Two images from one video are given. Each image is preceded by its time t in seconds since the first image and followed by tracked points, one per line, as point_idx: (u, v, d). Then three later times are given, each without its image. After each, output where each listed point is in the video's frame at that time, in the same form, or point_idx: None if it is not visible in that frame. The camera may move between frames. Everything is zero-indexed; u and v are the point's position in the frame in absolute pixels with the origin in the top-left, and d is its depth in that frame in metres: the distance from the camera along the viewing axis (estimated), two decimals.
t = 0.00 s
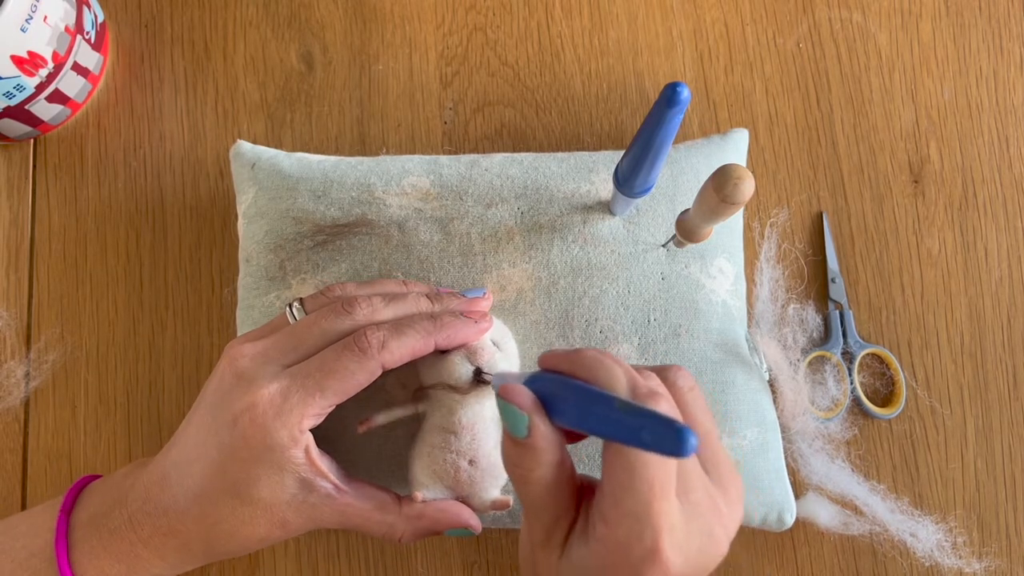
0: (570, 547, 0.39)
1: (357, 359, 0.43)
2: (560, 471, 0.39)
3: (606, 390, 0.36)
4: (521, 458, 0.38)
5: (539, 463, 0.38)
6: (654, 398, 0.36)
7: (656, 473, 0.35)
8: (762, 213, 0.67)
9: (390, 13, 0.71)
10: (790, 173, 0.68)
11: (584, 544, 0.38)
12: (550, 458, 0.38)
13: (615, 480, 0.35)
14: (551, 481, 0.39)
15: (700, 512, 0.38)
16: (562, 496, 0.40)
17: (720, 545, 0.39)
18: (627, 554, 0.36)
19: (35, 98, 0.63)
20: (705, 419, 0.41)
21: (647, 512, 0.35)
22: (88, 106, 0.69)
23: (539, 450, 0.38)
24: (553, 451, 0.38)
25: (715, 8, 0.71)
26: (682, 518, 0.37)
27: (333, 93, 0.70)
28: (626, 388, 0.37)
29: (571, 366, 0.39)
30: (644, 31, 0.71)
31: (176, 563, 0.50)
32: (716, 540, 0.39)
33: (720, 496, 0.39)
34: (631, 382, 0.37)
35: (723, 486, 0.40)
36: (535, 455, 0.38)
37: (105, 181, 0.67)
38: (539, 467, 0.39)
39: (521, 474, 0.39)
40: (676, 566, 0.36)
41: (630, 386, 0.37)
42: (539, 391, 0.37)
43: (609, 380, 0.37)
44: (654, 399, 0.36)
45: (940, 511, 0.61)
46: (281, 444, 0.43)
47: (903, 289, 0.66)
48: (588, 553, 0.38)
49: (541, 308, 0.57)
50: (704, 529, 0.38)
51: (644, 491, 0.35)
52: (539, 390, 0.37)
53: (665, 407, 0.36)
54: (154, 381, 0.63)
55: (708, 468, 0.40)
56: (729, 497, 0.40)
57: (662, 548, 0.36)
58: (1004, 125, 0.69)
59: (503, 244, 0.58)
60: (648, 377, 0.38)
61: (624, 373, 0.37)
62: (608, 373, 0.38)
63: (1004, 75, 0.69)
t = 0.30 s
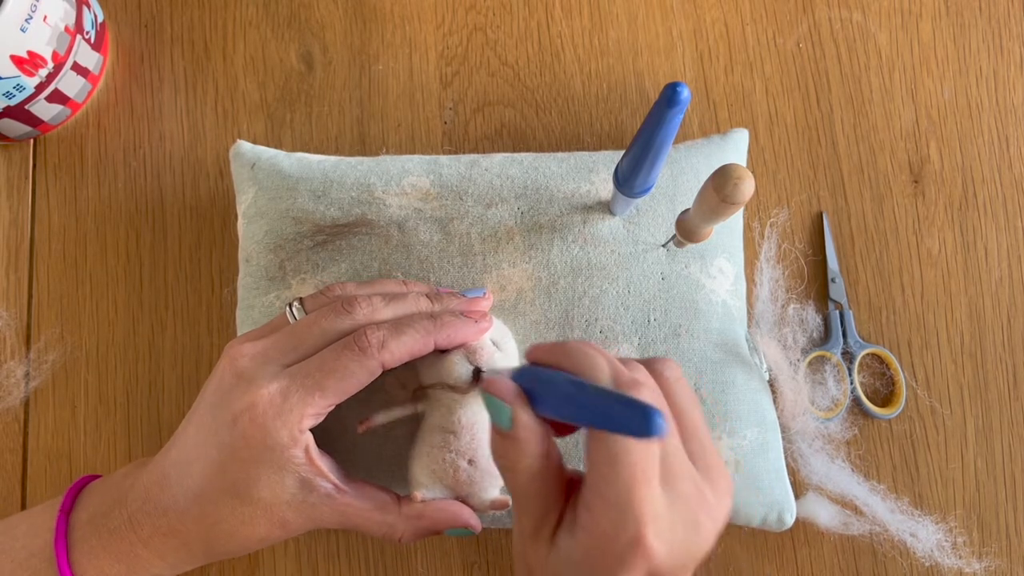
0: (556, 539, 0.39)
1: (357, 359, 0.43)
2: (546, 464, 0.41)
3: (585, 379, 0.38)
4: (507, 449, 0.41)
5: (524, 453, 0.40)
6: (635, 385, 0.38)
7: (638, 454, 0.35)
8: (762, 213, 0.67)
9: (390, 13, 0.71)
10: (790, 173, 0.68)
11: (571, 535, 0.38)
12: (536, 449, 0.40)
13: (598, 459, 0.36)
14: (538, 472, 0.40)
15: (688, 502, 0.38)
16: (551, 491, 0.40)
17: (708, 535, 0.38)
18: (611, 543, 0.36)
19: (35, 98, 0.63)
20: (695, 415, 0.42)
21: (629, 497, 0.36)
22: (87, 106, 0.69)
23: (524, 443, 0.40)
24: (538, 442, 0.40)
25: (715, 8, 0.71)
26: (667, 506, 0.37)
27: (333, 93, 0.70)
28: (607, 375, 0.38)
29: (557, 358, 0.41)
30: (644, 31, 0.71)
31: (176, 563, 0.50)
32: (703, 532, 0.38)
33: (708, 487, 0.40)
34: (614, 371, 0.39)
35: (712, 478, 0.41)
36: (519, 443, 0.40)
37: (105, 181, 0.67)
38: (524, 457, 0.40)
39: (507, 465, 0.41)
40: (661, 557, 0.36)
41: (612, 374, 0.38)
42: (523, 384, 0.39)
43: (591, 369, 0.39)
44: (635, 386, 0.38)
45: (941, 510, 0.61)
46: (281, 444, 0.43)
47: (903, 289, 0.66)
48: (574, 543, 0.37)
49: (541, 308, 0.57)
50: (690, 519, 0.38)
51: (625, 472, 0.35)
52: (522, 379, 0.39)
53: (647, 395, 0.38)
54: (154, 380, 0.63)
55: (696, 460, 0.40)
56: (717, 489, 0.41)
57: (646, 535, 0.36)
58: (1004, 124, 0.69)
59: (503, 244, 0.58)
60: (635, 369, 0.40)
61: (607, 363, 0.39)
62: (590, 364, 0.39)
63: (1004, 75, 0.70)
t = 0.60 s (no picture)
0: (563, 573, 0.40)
1: (357, 359, 0.43)
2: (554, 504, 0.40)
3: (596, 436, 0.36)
4: (514, 494, 0.40)
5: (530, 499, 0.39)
6: (648, 442, 0.36)
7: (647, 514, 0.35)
8: (762, 213, 0.67)
9: (390, 13, 0.71)
10: (790, 173, 0.68)
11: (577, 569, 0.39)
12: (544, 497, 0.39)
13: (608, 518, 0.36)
14: (544, 518, 0.40)
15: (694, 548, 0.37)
16: (557, 530, 0.40)
17: None
18: None
19: (35, 98, 0.63)
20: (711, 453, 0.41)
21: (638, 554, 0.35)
22: (87, 106, 0.69)
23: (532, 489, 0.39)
24: (547, 490, 0.39)
25: (715, 8, 0.71)
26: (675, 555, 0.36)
27: (332, 93, 0.70)
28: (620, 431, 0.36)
29: (569, 402, 0.38)
30: (644, 31, 0.71)
31: (176, 563, 0.50)
32: None
33: (718, 529, 0.39)
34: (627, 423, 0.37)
35: (723, 518, 0.39)
36: (527, 491, 0.39)
37: (105, 181, 0.67)
38: (532, 505, 0.39)
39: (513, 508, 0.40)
40: None
41: (625, 429, 0.37)
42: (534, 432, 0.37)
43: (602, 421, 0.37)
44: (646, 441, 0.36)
45: (941, 510, 0.61)
46: (281, 444, 0.43)
47: (903, 289, 0.65)
48: None
49: (541, 309, 0.57)
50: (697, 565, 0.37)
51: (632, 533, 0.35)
52: (534, 423, 0.37)
53: (659, 454, 0.36)
54: (154, 380, 0.63)
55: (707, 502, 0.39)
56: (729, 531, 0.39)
57: None
58: (1004, 124, 0.69)
59: (503, 244, 0.58)
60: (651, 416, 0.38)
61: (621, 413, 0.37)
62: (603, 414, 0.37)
63: (1004, 75, 0.69)
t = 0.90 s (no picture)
0: (558, 566, 0.39)
1: (358, 359, 0.43)
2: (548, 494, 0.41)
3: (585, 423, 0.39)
4: (508, 483, 0.42)
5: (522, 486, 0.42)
6: (638, 431, 0.39)
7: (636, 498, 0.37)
8: (762, 213, 0.67)
9: (390, 13, 0.71)
10: (790, 173, 0.68)
11: (571, 564, 0.38)
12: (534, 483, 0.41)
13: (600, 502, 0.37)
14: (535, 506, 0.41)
15: (690, 538, 0.38)
16: (550, 518, 0.41)
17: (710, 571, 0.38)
18: None
19: (35, 98, 0.63)
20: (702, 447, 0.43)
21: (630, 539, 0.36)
22: (87, 106, 0.69)
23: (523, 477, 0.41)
24: (538, 478, 0.41)
25: (715, 8, 0.71)
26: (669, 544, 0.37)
27: (333, 93, 0.70)
28: (610, 419, 0.39)
29: (560, 390, 0.41)
30: (644, 31, 0.71)
31: (176, 563, 0.50)
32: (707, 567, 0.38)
33: (711, 519, 0.40)
34: (617, 410, 0.40)
35: (716, 511, 0.40)
36: (519, 478, 0.42)
37: (105, 181, 0.67)
38: (523, 492, 0.41)
39: (508, 497, 0.42)
40: None
41: (615, 418, 0.39)
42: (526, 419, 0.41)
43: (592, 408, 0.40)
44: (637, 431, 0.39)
45: (941, 511, 0.61)
46: (281, 444, 0.43)
47: (903, 289, 0.65)
48: None
49: (541, 308, 0.57)
50: (693, 555, 0.37)
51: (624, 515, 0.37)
52: (528, 414, 0.41)
53: (646, 440, 0.39)
54: (154, 381, 0.63)
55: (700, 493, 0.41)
56: (724, 524, 0.40)
57: None
58: (1004, 125, 0.69)
59: (503, 244, 0.58)
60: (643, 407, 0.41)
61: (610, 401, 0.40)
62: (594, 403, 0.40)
63: (1004, 75, 0.70)
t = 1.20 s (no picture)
0: (554, 548, 0.38)
1: (358, 359, 0.43)
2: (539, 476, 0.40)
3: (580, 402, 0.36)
4: (497, 460, 0.40)
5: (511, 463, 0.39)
6: (631, 408, 0.36)
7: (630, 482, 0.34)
8: (762, 213, 0.67)
9: (390, 13, 0.71)
10: (790, 173, 0.68)
11: (568, 549, 0.38)
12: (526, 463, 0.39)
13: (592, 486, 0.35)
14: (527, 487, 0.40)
15: (679, 519, 0.37)
16: (542, 503, 0.40)
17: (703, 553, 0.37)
18: (602, 561, 0.36)
19: (35, 99, 0.63)
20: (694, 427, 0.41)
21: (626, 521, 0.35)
22: (87, 106, 0.69)
23: (515, 457, 0.39)
24: (530, 457, 0.39)
25: (715, 8, 0.71)
26: (661, 521, 0.36)
27: (333, 93, 0.70)
28: (602, 395, 0.36)
29: (553, 368, 0.38)
30: (644, 31, 0.71)
31: (176, 563, 0.50)
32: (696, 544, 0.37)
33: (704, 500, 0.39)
34: (609, 387, 0.37)
35: (710, 492, 0.39)
36: (510, 456, 0.39)
37: (105, 181, 0.67)
38: (514, 472, 0.40)
39: (498, 478, 0.41)
40: None
41: (607, 393, 0.36)
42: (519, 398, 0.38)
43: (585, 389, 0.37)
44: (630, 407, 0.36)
45: (941, 510, 0.61)
46: (282, 444, 0.43)
47: (903, 289, 0.65)
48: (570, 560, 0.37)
49: (541, 308, 0.57)
50: (685, 534, 0.37)
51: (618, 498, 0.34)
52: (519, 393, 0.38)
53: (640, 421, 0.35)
54: (154, 380, 0.63)
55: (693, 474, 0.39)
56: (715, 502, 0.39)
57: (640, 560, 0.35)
58: (1004, 125, 0.69)
59: (503, 244, 0.58)
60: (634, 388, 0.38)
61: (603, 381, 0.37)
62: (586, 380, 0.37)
63: (1004, 75, 0.69)
